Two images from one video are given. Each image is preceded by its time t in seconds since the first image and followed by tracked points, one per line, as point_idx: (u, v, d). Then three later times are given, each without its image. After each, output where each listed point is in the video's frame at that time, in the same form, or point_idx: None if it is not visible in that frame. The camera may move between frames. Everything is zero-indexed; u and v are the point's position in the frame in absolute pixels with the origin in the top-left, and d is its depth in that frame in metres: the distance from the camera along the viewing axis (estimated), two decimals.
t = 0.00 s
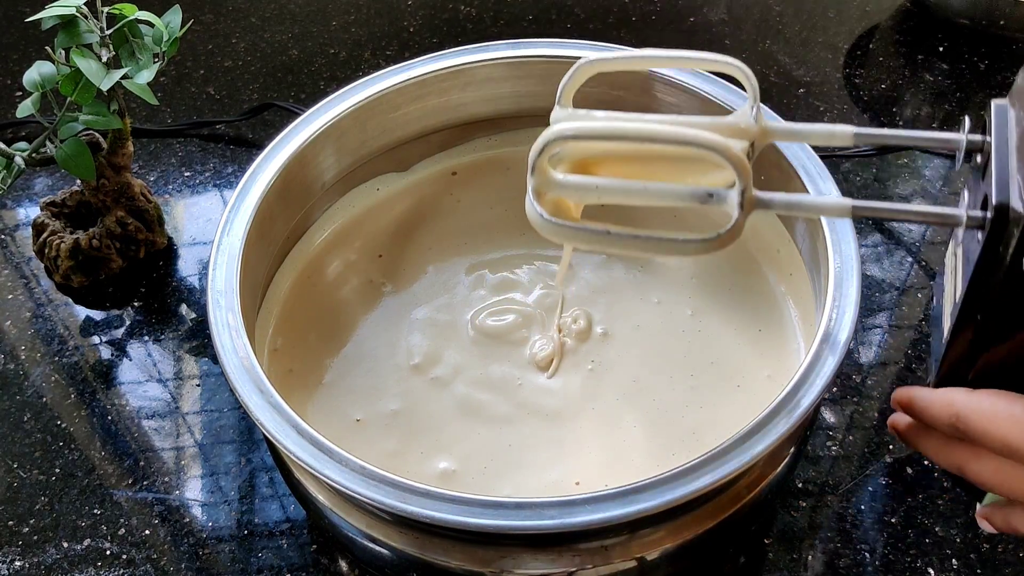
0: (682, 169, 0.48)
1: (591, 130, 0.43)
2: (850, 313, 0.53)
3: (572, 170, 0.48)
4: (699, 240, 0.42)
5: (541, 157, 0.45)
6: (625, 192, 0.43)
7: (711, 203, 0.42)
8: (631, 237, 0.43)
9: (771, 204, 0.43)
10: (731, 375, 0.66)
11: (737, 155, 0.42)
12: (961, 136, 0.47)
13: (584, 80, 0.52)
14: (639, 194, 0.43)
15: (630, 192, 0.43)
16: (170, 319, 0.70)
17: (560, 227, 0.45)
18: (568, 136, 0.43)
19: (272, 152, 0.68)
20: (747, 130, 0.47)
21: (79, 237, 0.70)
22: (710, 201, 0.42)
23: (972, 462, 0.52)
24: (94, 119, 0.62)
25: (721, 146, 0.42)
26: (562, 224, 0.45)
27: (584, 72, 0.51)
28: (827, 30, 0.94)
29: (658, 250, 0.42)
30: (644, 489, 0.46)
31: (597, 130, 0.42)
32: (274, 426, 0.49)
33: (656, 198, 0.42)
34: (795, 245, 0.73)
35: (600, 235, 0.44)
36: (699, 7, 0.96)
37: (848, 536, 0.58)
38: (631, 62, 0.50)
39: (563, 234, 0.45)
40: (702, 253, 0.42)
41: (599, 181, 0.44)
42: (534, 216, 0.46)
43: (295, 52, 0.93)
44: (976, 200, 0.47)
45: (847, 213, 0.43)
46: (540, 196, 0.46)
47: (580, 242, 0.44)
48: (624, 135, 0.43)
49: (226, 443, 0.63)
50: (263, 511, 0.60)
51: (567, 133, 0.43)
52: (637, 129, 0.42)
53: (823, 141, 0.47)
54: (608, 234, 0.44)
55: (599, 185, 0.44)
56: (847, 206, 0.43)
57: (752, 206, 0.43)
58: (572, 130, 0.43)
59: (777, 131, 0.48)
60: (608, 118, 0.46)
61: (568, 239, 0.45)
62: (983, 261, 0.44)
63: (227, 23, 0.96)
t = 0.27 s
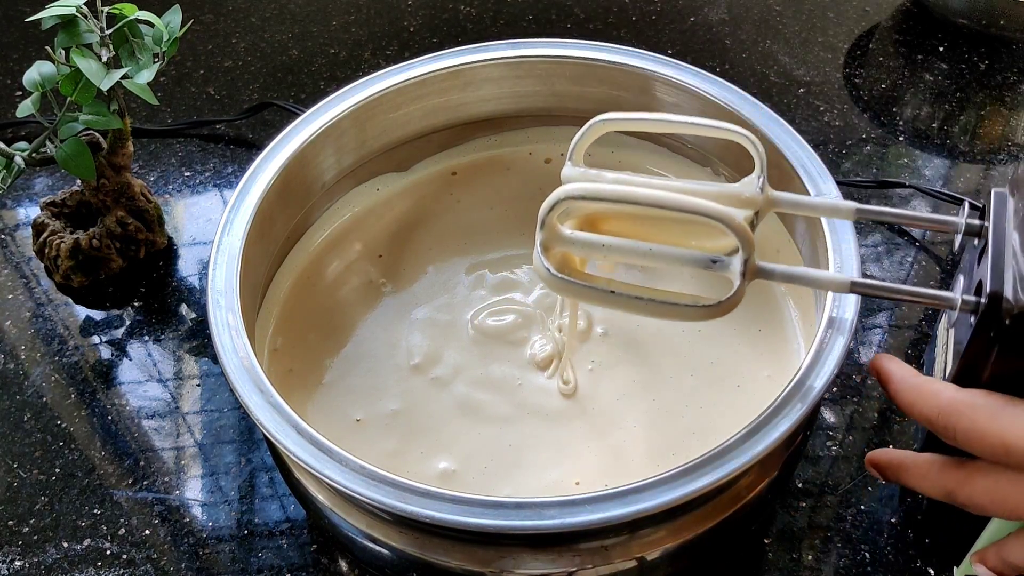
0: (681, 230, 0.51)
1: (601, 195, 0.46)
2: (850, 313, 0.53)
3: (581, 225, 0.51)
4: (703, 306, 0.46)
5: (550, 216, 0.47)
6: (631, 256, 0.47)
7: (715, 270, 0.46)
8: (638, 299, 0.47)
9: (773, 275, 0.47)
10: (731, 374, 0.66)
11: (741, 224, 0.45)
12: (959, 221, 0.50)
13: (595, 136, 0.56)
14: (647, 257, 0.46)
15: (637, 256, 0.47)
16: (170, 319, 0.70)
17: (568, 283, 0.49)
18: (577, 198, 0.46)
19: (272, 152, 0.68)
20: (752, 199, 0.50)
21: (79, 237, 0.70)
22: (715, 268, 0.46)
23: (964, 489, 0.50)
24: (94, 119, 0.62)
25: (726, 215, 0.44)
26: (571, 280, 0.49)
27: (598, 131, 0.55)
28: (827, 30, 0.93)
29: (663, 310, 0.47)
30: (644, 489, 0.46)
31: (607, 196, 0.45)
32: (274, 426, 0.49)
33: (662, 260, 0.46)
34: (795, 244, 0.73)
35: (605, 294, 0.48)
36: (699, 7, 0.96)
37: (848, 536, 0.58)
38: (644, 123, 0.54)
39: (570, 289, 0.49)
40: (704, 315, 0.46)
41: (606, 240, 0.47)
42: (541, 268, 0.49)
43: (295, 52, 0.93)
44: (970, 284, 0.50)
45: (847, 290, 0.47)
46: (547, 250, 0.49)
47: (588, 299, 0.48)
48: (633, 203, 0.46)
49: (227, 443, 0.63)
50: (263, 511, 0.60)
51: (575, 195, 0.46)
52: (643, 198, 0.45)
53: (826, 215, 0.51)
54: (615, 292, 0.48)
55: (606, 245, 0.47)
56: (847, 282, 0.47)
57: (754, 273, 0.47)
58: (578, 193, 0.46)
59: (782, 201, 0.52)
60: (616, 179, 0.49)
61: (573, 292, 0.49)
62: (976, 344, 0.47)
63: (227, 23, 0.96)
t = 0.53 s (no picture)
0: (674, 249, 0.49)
1: (595, 213, 0.45)
2: (850, 313, 0.53)
3: (570, 246, 0.50)
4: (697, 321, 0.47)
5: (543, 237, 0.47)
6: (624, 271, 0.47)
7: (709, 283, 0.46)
8: (632, 317, 0.47)
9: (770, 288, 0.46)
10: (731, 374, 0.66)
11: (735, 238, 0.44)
12: (950, 228, 0.49)
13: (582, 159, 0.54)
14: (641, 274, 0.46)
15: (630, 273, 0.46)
16: (170, 319, 0.70)
17: (562, 304, 0.48)
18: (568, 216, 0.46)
19: (272, 152, 0.68)
20: (741, 214, 0.49)
21: (79, 237, 0.70)
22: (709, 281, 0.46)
23: (951, 501, 0.51)
24: (94, 119, 0.63)
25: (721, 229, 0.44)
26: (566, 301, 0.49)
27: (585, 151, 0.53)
28: (827, 30, 0.93)
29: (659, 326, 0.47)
30: (644, 489, 0.46)
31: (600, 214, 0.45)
32: (274, 426, 0.49)
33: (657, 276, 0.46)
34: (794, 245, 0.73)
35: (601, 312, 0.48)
36: (699, 7, 0.96)
37: (848, 536, 0.58)
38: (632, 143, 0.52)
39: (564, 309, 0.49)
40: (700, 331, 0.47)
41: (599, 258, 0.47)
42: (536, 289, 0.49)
43: (295, 52, 0.93)
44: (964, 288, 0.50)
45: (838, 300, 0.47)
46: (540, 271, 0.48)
47: (584, 319, 0.48)
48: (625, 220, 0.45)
49: (227, 443, 0.63)
50: (263, 511, 0.60)
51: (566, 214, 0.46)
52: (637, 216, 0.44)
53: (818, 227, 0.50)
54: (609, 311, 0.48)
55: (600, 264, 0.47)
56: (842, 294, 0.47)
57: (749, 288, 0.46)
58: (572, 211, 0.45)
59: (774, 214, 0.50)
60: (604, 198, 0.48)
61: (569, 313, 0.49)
62: (972, 350, 0.47)
63: (228, 23, 0.96)
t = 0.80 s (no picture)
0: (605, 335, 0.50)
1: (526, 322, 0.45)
2: (850, 313, 0.53)
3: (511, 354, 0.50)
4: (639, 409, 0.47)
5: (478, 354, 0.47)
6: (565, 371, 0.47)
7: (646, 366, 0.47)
8: (579, 420, 0.47)
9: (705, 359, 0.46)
10: (731, 374, 0.66)
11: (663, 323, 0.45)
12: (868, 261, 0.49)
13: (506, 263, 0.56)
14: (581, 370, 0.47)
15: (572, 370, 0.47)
16: (170, 319, 0.70)
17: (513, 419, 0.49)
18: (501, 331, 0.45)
19: (272, 151, 0.68)
20: (665, 292, 0.51)
21: (79, 237, 0.70)
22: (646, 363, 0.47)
23: (918, 518, 0.51)
24: (94, 119, 0.63)
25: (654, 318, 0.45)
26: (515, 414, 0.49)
27: (505, 256, 0.56)
28: (827, 30, 0.93)
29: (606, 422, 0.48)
30: (644, 489, 0.46)
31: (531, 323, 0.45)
32: (274, 426, 0.49)
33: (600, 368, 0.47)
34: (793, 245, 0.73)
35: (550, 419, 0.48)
36: (699, 7, 0.96)
37: (848, 536, 0.58)
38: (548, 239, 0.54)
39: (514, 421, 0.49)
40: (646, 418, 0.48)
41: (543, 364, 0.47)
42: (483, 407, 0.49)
43: (295, 52, 0.93)
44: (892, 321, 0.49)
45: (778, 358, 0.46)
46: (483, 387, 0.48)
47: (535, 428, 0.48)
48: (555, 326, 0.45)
49: (227, 443, 0.64)
50: (263, 511, 0.60)
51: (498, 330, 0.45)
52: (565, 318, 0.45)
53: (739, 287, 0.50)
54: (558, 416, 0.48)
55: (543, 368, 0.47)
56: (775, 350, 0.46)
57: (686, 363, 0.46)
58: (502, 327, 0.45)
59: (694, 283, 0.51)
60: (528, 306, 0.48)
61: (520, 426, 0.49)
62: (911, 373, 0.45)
63: (227, 23, 0.96)
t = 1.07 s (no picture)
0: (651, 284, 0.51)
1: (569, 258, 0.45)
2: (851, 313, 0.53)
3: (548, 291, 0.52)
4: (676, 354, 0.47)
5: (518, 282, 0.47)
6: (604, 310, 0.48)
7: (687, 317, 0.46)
8: (613, 358, 0.47)
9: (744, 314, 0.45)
10: (731, 374, 0.66)
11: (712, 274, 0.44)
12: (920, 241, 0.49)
13: (552, 204, 0.58)
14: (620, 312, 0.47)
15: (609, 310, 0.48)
16: (170, 319, 0.70)
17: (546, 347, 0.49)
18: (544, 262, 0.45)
19: (272, 151, 0.68)
20: (713, 247, 0.52)
21: (79, 237, 0.70)
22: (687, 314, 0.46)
23: (943, 506, 0.51)
24: (94, 119, 0.63)
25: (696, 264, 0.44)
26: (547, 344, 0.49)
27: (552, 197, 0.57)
28: (827, 30, 0.93)
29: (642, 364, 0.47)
30: (644, 489, 0.46)
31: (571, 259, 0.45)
32: (274, 426, 0.49)
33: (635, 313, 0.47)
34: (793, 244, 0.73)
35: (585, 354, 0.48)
36: (699, 7, 0.96)
37: (848, 536, 0.58)
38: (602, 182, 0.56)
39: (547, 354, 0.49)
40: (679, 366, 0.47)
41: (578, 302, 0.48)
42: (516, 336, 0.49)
43: (295, 52, 0.93)
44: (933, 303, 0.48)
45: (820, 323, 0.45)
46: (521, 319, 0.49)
47: (568, 362, 0.48)
48: (597, 263, 0.46)
49: (226, 443, 0.63)
50: (263, 511, 0.60)
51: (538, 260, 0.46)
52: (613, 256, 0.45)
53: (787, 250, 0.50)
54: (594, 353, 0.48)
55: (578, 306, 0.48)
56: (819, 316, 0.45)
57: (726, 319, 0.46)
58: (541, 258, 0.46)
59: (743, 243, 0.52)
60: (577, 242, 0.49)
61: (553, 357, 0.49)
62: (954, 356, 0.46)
63: (227, 23, 0.96)
